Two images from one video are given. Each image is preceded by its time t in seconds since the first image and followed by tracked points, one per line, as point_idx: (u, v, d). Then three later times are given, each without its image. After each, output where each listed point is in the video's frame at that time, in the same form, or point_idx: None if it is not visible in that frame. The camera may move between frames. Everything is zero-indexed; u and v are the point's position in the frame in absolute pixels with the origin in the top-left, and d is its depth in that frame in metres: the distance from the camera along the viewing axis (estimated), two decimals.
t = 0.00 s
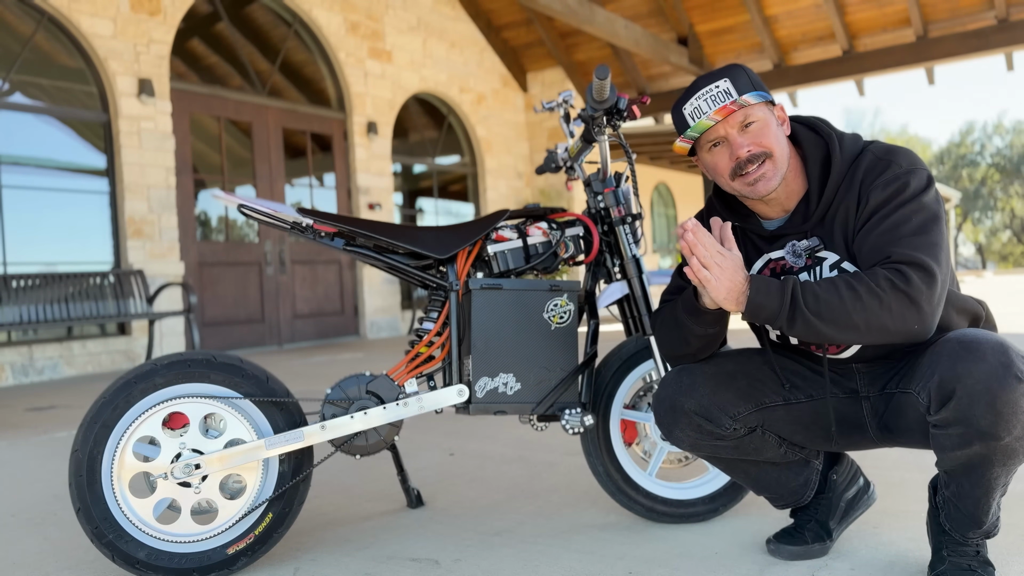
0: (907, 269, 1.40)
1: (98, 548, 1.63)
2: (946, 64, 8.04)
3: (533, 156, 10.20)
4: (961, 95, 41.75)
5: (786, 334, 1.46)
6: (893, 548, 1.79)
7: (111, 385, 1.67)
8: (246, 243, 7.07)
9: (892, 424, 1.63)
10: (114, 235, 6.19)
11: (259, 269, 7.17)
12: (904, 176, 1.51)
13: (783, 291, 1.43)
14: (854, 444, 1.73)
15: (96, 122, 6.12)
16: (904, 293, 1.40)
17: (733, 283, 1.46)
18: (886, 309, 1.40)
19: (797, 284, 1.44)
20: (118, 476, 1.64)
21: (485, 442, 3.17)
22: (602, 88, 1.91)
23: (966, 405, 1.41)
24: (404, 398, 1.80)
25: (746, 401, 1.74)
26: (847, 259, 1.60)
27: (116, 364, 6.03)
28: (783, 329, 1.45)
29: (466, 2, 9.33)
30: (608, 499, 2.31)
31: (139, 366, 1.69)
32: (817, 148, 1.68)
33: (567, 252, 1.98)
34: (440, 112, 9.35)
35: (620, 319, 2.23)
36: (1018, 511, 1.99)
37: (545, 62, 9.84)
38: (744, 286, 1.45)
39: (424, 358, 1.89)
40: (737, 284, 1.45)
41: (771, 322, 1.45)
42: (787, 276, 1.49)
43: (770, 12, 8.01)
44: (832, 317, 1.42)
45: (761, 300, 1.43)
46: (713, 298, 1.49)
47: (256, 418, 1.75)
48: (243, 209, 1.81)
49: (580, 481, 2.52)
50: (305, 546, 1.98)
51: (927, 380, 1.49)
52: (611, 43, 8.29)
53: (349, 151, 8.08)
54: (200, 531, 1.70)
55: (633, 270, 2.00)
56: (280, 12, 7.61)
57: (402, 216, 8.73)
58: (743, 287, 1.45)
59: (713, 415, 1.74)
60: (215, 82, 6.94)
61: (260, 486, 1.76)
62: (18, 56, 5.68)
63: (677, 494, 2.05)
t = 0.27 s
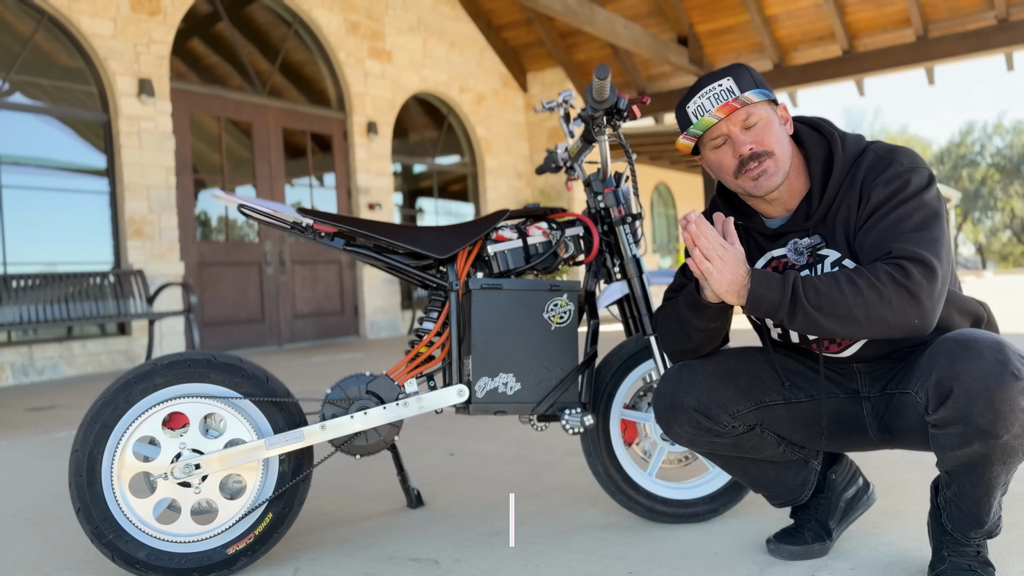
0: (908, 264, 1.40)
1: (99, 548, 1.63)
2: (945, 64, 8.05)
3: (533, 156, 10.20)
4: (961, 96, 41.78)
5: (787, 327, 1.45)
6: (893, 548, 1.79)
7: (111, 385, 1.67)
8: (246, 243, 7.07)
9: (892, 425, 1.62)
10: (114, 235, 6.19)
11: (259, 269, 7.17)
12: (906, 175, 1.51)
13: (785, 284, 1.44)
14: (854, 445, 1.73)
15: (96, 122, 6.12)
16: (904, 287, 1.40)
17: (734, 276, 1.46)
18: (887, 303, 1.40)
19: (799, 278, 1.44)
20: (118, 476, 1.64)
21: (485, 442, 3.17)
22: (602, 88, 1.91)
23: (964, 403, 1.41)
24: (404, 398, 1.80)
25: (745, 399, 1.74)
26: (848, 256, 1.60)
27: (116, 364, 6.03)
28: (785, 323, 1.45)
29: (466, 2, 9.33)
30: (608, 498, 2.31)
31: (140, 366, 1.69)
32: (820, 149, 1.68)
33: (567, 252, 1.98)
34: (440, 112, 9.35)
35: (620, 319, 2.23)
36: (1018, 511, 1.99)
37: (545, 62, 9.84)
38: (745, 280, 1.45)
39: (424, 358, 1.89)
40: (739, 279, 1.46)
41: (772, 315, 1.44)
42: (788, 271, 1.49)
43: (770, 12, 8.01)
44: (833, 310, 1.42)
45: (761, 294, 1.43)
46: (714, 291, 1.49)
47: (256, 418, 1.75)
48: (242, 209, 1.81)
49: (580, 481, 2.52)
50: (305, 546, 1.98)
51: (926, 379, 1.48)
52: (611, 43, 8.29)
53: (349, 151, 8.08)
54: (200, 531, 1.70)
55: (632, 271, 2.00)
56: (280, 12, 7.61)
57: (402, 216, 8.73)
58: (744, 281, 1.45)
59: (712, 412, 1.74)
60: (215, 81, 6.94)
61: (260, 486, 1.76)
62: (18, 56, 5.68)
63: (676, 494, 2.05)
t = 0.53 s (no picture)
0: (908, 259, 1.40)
1: (99, 548, 1.63)
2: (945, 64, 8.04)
3: (533, 156, 10.20)
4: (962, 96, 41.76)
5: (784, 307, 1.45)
6: (893, 548, 1.79)
7: (111, 385, 1.67)
8: (246, 243, 7.07)
9: (890, 426, 1.62)
10: (114, 235, 6.19)
11: (259, 269, 7.17)
12: (906, 174, 1.51)
13: (787, 264, 1.44)
14: (851, 446, 1.72)
15: (96, 122, 6.12)
16: (902, 283, 1.40)
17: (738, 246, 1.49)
18: (885, 297, 1.40)
19: (801, 260, 1.44)
20: (118, 476, 1.64)
21: (485, 442, 3.17)
22: (602, 88, 1.91)
23: (960, 401, 1.41)
24: (404, 398, 1.80)
25: (743, 399, 1.74)
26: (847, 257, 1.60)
27: (116, 364, 6.03)
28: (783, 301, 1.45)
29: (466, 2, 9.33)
30: (608, 498, 2.31)
31: (140, 366, 1.69)
32: (821, 149, 1.68)
33: (567, 252, 1.98)
34: (440, 112, 9.35)
35: (619, 319, 2.23)
36: (1018, 511, 1.99)
37: (545, 62, 9.84)
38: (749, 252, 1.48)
39: (424, 358, 1.89)
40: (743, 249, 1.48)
41: (771, 292, 1.44)
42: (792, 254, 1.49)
43: (770, 12, 8.01)
44: (832, 297, 1.42)
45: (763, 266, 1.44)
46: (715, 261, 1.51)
47: (256, 418, 1.75)
48: (243, 209, 1.81)
49: (581, 481, 2.52)
50: (305, 546, 1.98)
51: (922, 378, 1.49)
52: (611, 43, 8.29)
53: (349, 151, 8.08)
54: (200, 531, 1.70)
55: (632, 271, 2.00)
56: (280, 12, 7.61)
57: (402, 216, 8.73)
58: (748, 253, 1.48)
59: (709, 412, 1.74)
60: (215, 81, 6.94)
61: (260, 486, 1.76)
62: (18, 56, 5.68)
63: (676, 494, 2.05)
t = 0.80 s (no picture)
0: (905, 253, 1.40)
1: (98, 548, 1.63)
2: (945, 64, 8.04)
3: (533, 156, 10.20)
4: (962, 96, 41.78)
5: (781, 294, 1.45)
6: (892, 548, 1.79)
7: (111, 385, 1.67)
8: (246, 243, 7.07)
9: (890, 426, 1.62)
10: (114, 235, 6.19)
11: (259, 269, 7.17)
12: (904, 173, 1.51)
13: (786, 251, 1.44)
14: (851, 446, 1.72)
15: (96, 122, 6.12)
16: (901, 278, 1.39)
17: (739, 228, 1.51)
18: (882, 290, 1.40)
19: (802, 251, 1.44)
20: (118, 476, 1.64)
21: (485, 442, 3.17)
22: (602, 88, 1.91)
23: (960, 402, 1.41)
24: (404, 398, 1.80)
25: (743, 401, 1.74)
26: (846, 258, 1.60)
27: (116, 364, 6.03)
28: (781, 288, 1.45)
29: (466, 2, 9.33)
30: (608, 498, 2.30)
31: (139, 366, 1.69)
32: (817, 149, 1.68)
33: (567, 252, 1.98)
34: (440, 112, 9.35)
35: (620, 320, 2.23)
36: (1018, 511, 1.99)
37: (545, 62, 9.84)
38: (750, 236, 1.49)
39: (424, 358, 1.89)
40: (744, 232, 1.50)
41: (769, 277, 1.45)
42: (793, 244, 1.49)
43: (770, 12, 8.01)
44: (831, 287, 1.41)
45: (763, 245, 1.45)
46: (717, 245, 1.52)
47: (256, 418, 1.75)
48: (243, 209, 1.81)
49: (581, 481, 2.52)
50: (305, 546, 1.98)
51: (922, 377, 1.48)
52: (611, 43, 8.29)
53: (349, 151, 8.08)
54: (200, 531, 1.70)
55: (632, 271, 2.00)
56: (280, 12, 7.61)
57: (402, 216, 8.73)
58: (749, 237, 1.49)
59: (709, 414, 1.73)
60: (214, 82, 6.94)
61: (260, 486, 1.75)
62: (18, 56, 5.68)
63: (676, 494, 2.05)
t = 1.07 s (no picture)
0: (910, 267, 1.39)
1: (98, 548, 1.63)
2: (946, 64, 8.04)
3: (533, 156, 10.20)
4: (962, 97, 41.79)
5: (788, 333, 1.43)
6: (892, 548, 1.79)
7: (111, 385, 1.67)
8: (246, 243, 7.07)
9: (890, 425, 1.62)
10: (114, 235, 6.19)
11: (259, 269, 7.17)
12: (902, 176, 1.51)
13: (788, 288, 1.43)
14: (852, 445, 1.73)
15: (96, 122, 6.12)
16: (906, 290, 1.39)
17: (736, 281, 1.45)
18: (887, 303, 1.39)
19: (801, 281, 1.43)
20: (118, 476, 1.64)
21: (485, 442, 3.17)
22: (602, 88, 1.91)
23: (959, 402, 1.41)
24: (404, 398, 1.80)
25: (744, 401, 1.74)
26: (843, 260, 1.61)
27: (116, 364, 6.02)
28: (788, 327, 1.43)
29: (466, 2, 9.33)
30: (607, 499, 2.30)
31: (139, 366, 1.69)
32: (813, 150, 1.68)
33: (567, 252, 1.98)
34: (440, 112, 9.35)
35: (620, 320, 2.23)
36: (1018, 511, 1.99)
37: (545, 62, 9.84)
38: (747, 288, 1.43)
39: (424, 358, 1.89)
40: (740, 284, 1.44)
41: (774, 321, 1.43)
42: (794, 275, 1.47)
43: (770, 12, 8.01)
44: (835, 315, 1.41)
45: (764, 293, 1.42)
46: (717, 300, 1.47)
47: (256, 418, 1.75)
48: (242, 209, 1.81)
49: (581, 481, 2.52)
50: (305, 546, 1.98)
51: (922, 377, 1.48)
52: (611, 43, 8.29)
53: (349, 151, 8.08)
54: (200, 531, 1.70)
55: (633, 273, 2.00)
56: (280, 12, 7.61)
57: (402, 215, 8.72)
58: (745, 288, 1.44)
59: (710, 415, 1.73)
60: (214, 82, 6.94)
61: (260, 486, 1.76)
62: (18, 56, 5.68)
63: (676, 494, 2.05)
